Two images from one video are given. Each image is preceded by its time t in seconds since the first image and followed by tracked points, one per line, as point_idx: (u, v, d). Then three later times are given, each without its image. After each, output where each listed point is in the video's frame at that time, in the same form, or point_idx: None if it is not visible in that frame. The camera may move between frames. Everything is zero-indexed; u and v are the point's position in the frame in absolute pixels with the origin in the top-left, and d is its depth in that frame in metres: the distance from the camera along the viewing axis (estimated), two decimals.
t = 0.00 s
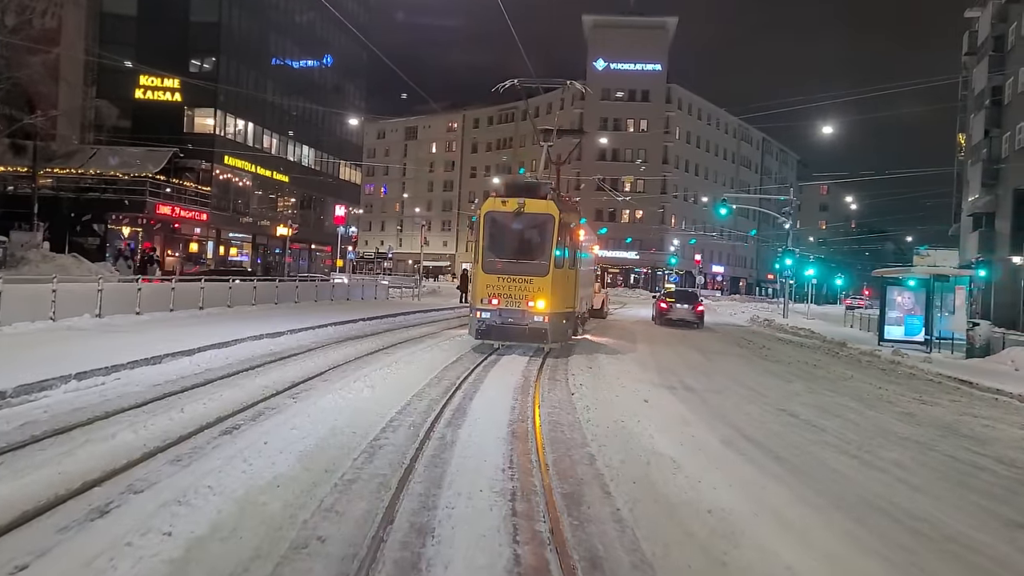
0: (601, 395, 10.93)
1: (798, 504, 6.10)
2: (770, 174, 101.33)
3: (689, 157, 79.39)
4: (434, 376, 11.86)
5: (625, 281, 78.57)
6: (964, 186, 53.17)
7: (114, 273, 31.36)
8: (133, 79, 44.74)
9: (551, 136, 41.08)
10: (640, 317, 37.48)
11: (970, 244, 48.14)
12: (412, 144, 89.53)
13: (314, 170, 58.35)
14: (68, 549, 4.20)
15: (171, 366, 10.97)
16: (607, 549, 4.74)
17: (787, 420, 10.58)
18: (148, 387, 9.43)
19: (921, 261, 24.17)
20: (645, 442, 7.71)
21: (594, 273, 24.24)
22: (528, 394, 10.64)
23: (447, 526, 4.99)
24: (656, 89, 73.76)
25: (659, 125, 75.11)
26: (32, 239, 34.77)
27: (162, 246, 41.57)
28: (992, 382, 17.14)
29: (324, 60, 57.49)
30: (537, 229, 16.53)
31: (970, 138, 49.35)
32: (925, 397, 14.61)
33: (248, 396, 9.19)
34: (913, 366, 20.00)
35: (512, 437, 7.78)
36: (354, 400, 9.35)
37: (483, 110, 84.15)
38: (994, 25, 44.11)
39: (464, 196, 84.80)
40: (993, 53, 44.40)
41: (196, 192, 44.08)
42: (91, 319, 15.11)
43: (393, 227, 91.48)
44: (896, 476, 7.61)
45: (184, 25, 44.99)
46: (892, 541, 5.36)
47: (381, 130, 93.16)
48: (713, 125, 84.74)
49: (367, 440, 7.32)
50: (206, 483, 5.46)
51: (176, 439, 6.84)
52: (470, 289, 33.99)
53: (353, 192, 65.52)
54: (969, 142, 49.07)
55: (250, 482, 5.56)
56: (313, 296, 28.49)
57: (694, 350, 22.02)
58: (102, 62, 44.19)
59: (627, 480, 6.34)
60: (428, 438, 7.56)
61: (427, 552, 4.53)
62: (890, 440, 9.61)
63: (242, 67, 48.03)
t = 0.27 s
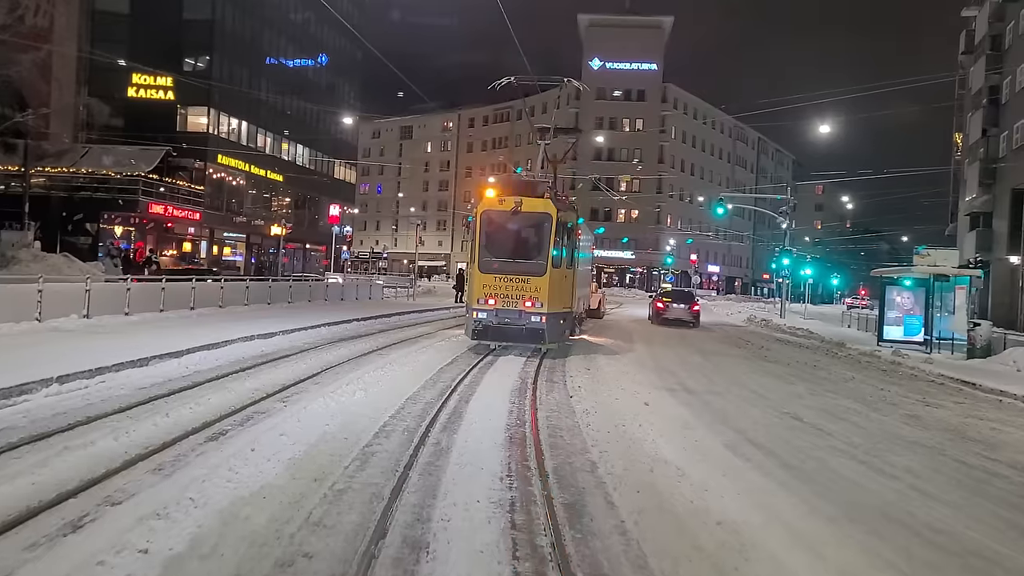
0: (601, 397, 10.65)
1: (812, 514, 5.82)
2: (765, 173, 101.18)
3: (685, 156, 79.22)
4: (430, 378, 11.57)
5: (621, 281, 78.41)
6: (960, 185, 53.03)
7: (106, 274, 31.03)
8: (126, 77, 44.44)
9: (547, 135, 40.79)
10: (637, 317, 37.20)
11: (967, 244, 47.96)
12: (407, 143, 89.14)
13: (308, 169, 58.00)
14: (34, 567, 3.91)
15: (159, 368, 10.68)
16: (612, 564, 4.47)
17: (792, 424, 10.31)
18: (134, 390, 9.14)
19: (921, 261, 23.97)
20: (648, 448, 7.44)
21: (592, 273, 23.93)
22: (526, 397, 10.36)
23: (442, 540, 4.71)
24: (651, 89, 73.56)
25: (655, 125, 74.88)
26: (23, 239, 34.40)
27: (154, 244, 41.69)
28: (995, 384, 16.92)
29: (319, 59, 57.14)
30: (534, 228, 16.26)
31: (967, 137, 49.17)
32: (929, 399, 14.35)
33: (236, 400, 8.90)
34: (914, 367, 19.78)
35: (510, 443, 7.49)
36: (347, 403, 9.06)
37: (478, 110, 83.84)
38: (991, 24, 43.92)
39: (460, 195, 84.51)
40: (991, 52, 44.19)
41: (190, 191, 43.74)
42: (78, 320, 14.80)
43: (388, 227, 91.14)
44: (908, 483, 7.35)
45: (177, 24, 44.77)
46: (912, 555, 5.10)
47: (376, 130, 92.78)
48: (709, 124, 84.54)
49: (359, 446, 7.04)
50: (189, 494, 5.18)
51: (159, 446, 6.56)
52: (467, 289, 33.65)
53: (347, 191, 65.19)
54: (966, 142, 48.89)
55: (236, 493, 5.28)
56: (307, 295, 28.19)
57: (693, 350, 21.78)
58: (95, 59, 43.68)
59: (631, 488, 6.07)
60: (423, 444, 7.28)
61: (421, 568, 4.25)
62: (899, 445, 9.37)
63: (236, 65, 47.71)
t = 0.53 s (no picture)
0: (603, 401, 10.39)
1: (825, 524, 5.59)
2: (764, 173, 101.00)
3: (683, 156, 78.94)
4: (428, 381, 11.30)
5: (619, 281, 78.26)
6: (960, 185, 52.84)
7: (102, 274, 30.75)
8: (122, 76, 44.22)
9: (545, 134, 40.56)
10: (636, 317, 36.96)
11: (967, 244, 47.73)
12: (405, 143, 88.82)
13: (306, 169, 57.72)
14: None
15: (150, 371, 10.40)
16: None
17: (799, 428, 10.06)
18: (123, 394, 8.89)
19: (924, 261, 23.78)
20: (654, 455, 7.21)
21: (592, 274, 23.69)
22: (526, 400, 10.11)
23: (439, 556, 4.44)
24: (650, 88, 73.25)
25: (653, 124, 74.60)
26: (18, 239, 34.10)
27: (150, 244, 41.43)
28: (1001, 386, 16.70)
29: (316, 57, 56.85)
30: (534, 228, 16.00)
31: (968, 137, 48.95)
32: (936, 401, 14.11)
33: (228, 403, 8.63)
34: (918, 368, 19.55)
35: (511, 449, 7.25)
36: (342, 407, 8.80)
37: (476, 109, 83.58)
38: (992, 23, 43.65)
39: (458, 195, 84.25)
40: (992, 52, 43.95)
41: (187, 190, 43.47)
42: (68, 321, 14.48)
43: (385, 227, 90.84)
44: (923, 492, 7.10)
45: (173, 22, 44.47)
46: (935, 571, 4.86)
47: (374, 129, 92.45)
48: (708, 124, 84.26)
49: (355, 452, 6.78)
50: (173, 506, 4.92)
51: (145, 453, 6.29)
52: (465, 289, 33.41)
53: (345, 191, 64.92)
54: (967, 141, 48.67)
55: (223, 505, 5.01)
56: (304, 296, 27.90)
57: (694, 351, 21.55)
58: (90, 58, 43.30)
59: (640, 499, 5.80)
60: (420, 451, 7.01)
61: None
62: (910, 450, 9.13)
63: (233, 64, 47.43)
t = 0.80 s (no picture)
0: (604, 404, 10.15)
1: (839, 536, 5.35)
2: (763, 173, 100.82)
3: (682, 156, 78.70)
4: (425, 384, 11.05)
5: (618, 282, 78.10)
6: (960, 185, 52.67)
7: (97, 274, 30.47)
8: (118, 75, 43.94)
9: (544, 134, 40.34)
10: (636, 317, 36.71)
11: (967, 244, 47.52)
12: (403, 143, 88.51)
13: (303, 169, 57.45)
14: None
15: (141, 374, 10.15)
16: None
17: (805, 431, 9.83)
18: (112, 398, 8.63)
19: (927, 261, 23.57)
20: (659, 461, 6.96)
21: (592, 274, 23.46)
22: (526, 403, 9.86)
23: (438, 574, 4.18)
24: (649, 88, 73.00)
25: (652, 124, 74.33)
26: (14, 238, 33.80)
27: (146, 247, 40.49)
28: (1007, 387, 16.49)
29: (314, 57, 56.58)
30: (534, 227, 15.77)
31: (968, 136, 48.75)
32: (942, 403, 13.88)
33: (220, 407, 8.38)
34: (922, 369, 19.34)
35: (512, 455, 7.00)
36: (337, 411, 8.54)
37: (474, 109, 83.29)
38: (992, 23, 43.40)
39: (456, 195, 84.00)
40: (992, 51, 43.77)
41: (183, 190, 43.20)
42: (59, 323, 14.22)
43: (384, 227, 90.57)
44: (938, 499, 6.85)
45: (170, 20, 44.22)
46: None
47: (372, 129, 92.17)
48: (706, 124, 84.01)
49: (350, 459, 6.53)
50: (158, 519, 4.67)
51: (130, 461, 6.04)
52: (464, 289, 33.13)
53: (343, 191, 64.66)
54: (967, 141, 48.49)
55: (210, 518, 4.77)
56: (301, 296, 27.64)
57: (695, 352, 21.32)
58: (86, 57, 43.01)
59: (647, 509, 5.56)
60: (417, 457, 6.77)
61: None
62: (920, 455, 8.88)
63: (229, 63, 47.17)
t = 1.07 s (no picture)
0: (606, 407, 9.93)
1: (853, 547, 5.14)
2: (762, 173, 100.63)
3: (681, 156, 78.50)
4: (423, 386, 10.81)
5: (617, 282, 77.91)
6: (960, 185, 52.46)
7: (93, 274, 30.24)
8: (115, 74, 43.79)
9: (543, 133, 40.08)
10: (636, 318, 36.51)
11: (968, 244, 47.31)
12: (401, 143, 88.26)
13: (301, 168, 57.19)
14: None
15: (132, 376, 9.92)
16: None
17: (811, 435, 9.61)
18: (100, 401, 8.39)
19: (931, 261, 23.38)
20: (664, 468, 6.74)
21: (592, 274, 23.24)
22: (525, 406, 9.63)
23: None
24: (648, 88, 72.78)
25: (651, 124, 74.11)
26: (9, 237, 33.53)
27: (144, 249, 39.82)
28: (1013, 389, 16.30)
29: (312, 56, 56.35)
30: (534, 227, 15.55)
31: (969, 136, 48.52)
32: (949, 405, 13.66)
33: (211, 411, 8.15)
34: (926, 371, 19.15)
35: (512, 462, 6.78)
36: (332, 415, 8.31)
37: (473, 109, 83.06)
38: (993, 22, 43.17)
39: (454, 196, 83.78)
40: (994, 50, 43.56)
41: (180, 190, 42.94)
42: (51, 324, 13.96)
43: (382, 227, 90.33)
44: (953, 506, 6.64)
45: (167, 19, 43.99)
46: None
47: (371, 129, 91.94)
48: (705, 124, 83.81)
49: (345, 466, 6.30)
50: (141, 533, 4.44)
51: (116, 468, 5.81)
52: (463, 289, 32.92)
53: (341, 190, 64.41)
54: (968, 141, 48.28)
55: (196, 530, 4.54)
56: (298, 296, 27.42)
57: (696, 353, 21.12)
58: (82, 56, 42.73)
59: (655, 519, 5.34)
60: (415, 464, 6.55)
61: None
62: (931, 459, 8.67)
63: (227, 62, 46.93)
